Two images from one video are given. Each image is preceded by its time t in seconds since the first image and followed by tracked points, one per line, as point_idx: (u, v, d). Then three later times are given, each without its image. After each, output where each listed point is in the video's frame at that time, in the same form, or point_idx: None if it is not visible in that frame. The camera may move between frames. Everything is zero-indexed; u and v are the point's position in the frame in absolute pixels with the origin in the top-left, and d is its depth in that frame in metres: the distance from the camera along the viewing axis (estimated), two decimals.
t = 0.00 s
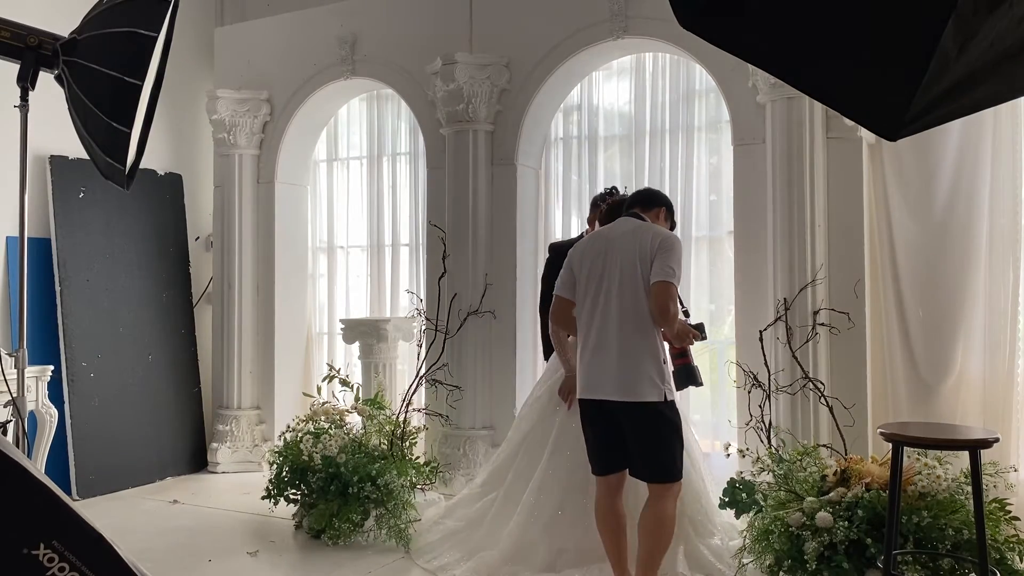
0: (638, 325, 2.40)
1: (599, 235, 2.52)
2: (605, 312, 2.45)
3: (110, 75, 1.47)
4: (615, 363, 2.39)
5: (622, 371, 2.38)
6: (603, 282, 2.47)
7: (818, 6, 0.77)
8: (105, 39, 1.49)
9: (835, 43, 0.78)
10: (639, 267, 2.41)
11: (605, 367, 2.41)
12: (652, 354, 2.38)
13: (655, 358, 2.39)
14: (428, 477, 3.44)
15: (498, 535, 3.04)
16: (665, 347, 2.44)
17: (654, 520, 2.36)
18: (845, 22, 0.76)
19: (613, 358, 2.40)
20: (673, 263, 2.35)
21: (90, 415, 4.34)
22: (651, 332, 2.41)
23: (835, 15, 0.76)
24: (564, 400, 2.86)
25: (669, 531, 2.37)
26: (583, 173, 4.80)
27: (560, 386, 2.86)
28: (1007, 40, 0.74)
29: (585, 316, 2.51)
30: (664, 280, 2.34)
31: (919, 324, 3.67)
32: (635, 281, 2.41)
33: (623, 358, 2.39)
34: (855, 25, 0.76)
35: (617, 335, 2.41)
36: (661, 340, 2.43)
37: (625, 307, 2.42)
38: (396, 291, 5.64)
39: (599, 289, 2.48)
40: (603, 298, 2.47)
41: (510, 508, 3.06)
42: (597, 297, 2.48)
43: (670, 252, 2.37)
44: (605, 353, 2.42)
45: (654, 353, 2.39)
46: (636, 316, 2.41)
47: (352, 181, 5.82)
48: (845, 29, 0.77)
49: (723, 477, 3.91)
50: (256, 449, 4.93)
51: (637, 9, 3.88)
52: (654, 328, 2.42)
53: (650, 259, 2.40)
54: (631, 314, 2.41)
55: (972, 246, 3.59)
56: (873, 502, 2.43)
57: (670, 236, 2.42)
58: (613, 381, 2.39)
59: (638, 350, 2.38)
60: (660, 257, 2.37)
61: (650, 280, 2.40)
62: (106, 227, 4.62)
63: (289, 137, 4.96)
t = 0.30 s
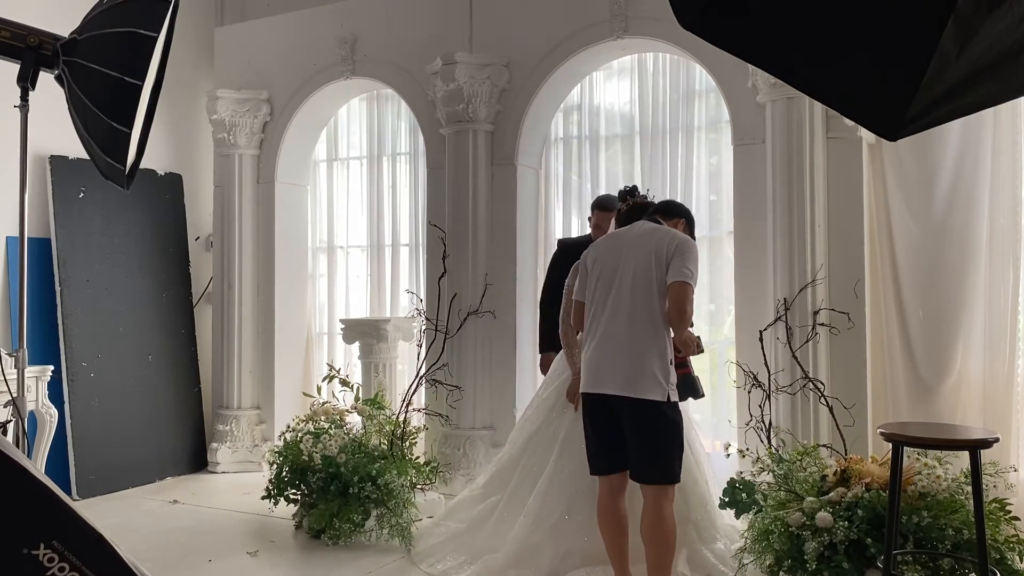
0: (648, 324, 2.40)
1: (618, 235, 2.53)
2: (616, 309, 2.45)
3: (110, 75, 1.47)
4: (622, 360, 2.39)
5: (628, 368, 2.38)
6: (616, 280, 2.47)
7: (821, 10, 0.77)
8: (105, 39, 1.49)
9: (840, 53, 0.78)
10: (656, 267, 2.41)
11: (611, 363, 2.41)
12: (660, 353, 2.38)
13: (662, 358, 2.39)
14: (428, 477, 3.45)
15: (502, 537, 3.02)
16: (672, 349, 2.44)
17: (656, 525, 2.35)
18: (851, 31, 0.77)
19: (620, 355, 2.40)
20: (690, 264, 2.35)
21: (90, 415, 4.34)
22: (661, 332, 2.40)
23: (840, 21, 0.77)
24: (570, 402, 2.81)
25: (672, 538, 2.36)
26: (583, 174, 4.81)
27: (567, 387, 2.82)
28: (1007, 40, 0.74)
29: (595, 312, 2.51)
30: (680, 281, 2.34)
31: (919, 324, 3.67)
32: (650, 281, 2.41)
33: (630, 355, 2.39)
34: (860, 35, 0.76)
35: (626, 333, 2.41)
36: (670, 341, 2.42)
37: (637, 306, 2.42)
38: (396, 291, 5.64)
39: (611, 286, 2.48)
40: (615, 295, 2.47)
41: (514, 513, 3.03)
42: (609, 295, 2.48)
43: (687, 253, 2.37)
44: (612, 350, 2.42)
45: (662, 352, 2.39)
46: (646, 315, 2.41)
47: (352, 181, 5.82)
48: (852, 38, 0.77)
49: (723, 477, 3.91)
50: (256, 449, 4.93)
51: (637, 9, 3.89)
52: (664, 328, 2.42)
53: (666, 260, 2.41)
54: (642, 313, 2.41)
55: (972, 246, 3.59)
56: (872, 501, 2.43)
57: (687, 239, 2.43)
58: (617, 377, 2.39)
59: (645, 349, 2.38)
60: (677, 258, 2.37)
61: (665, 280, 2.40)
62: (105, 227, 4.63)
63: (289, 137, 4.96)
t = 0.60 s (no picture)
0: (652, 321, 2.40)
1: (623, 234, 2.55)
2: (619, 307, 2.45)
3: (110, 75, 1.47)
4: (624, 357, 2.39)
5: (630, 365, 2.38)
6: (619, 277, 2.48)
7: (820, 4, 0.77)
8: (105, 39, 1.49)
9: (842, 43, 0.78)
10: (658, 265, 2.42)
11: (614, 360, 2.41)
12: (662, 350, 2.38)
13: (665, 355, 2.39)
14: (428, 477, 3.45)
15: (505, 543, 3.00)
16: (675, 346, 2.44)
17: (657, 526, 2.34)
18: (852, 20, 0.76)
19: (623, 352, 2.40)
20: (694, 261, 2.35)
21: (90, 415, 4.34)
22: (664, 329, 2.40)
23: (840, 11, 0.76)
24: (568, 405, 2.76)
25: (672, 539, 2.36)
26: (583, 174, 4.81)
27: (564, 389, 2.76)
28: (1007, 40, 0.74)
29: (598, 309, 2.52)
30: (684, 277, 2.34)
31: (919, 324, 3.67)
32: (653, 278, 2.41)
33: (632, 352, 2.39)
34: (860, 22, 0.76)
35: (629, 330, 2.41)
36: (673, 338, 2.42)
37: (641, 304, 2.42)
38: (396, 291, 5.64)
39: (615, 284, 2.48)
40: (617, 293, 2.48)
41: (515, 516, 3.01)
42: (613, 292, 2.49)
43: (690, 250, 2.37)
44: (615, 347, 2.42)
45: (664, 349, 2.39)
46: (650, 313, 2.41)
47: (352, 181, 5.82)
48: (853, 27, 0.77)
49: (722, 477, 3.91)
50: (256, 449, 4.93)
51: (637, 9, 3.89)
52: (668, 325, 2.42)
53: (669, 258, 2.41)
54: (645, 310, 2.41)
55: (972, 246, 3.59)
56: (872, 501, 2.43)
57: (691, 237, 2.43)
58: (619, 373, 2.39)
59: (647, 346, 2.38)
60: (680, 255, 2.37)
61: (669, 278, 2.40)
62: (105, 227, 4.63)
63: (289, 137, 4.96)
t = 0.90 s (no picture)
0: (641, 317, 2.40)
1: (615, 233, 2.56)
2: (610, 304, 2.46)
3: (110, 75, 1.47)
4: (615, 354, 2.40)
5: (622, 362, 2.38)
6: (609, 275, 2.49)
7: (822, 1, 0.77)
8: (105, 39, 1.49)
9: (844, 39, 0.78)
10: (645, 260, 2.41)
11: (606, 358, 2.42)
12: (653, 345, 2.38)
13: (656, 350, 2.38)
14: (428, 477, 3.45)
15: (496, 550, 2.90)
16: (667, 341, 2.44)
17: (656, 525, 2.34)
18: (853, 17, 0.76)
19: (614, 349, 2.40)
20: (679, 255, 2.35)
21: (90, 414, 4.34)
22: (654, 324, 2.40)
23: (833, 8, 0.76)
24: (556, 411, 2.72)
25: (673, 540, 2.36)
26: (583, 174, 4.81)
27: (551, 394, 2.73)
28: (1007, 39, 0.74)
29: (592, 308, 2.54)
30: (670, 272, 2.33)
31: (919, 324, 3.67)
32: (641, 274, 2.41)
33: (623, 349, 2.39)
34: (860, 18, 0.76)
35: (620, 327, 2.42)
36: (664, 332, 2.42)
37: (629, 300, 2.42)
38: (396, 291, 5.64)
39: (605, 282, 2.49)
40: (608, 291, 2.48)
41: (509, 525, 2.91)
42: (604, 291, 2.50)
43: (675, 244, 2.37)
44: (607, 344, 2.43)
45: (655, 345, 2.39)
46: (639, 308, 2.41)
47: (352, 181, 5.82)
48: (854, 24, 0.76)
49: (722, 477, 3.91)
50: (256, 449, 4.93)
51: (637, 9, 3.89)
52: (658, 320, 2.42)
53: (655, 253, 2.41)
54: (634, 306, 2.41)
55: (972, 246, 3.59)
56: (872, 502, 2.43)
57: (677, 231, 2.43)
58: (611, 370, 2.39)
59: (638, 342, 2.38)
60: (665, 250, 2.37)
61: (656, 273, 2.40)
62: (105, 227, 4.63)
63: (289, 136, 4.96)
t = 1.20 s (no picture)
0: (633, 314, 2.41)
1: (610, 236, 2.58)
2: (605, 305, 2.47)
3: (110, 75, 1.47)
4: (609, 353, 2.41)
5: (615, 360, 2.39)
6: (603, 276, 2.50)
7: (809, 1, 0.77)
8: (105, 39, 1.49)
9: (828, 38, 0.78)
10: (636, 259, 2.42)
11: (601, 357, 2.43)
12: (647, 343, 2.38)
13: (650, 348, 2.38)
14: (428, 476, 3.45)
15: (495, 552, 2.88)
16: (662, 337, 2.43)
17: (659, 524, 2.34)
18: (837, 17, 0.77)
19: (608, 348, 2.41)
20: (666, 251, 2.35)
21: (90, 414, 4.34)
22: (647, 321, 2.40)
23: (832, 8, 0.77)
24: (558, 412, 2.71)
25: (676, 540, 2.36)
26: (583, 174, 4.81)
27: (554, 396, 2.72)
28: (1007, 39, 0.74)
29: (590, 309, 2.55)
30: (657, 267, 2.33)
31: (919, 324, 3.67)
32: (632, 272, 2.42)
33: (617, 347, 2.40)
34: (844, 18, 0.77)
35: (613, 326, 2.43)
36: (658, 329, 2.42)
37: (622, 299, 2.42)
38: (396, 291, 5.64)
39: (601, 283, 2.51)
40: (603, 291, 2.50)
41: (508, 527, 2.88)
42: (598, 291, 2.51)
43: (662, 241, 2.37)
44: (603, 344, 2.44)
45: (649, 342, 2.38)
46: (631, 306, 2.41)
47: (352, 182, 5.82)
48: (837, 24, 0.77)
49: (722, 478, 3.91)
50: (256, 450, 4.93)
51: (637, 9, 3.89)
52: (652, 317, 2.41)
53: (644, 251, 2.42)
54: (627, 303, 2.42)
55: (972, 245, 3.59)
56: (872, 501, 2.43)
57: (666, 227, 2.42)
58: (607, 370, 2.40)
59: (631, 341, 2.39)
60: (653, 246, 2.37)
61: (646, 270, 2.40)
62: (105, 227, 4.63)
63: (289, 136, 4.96)
